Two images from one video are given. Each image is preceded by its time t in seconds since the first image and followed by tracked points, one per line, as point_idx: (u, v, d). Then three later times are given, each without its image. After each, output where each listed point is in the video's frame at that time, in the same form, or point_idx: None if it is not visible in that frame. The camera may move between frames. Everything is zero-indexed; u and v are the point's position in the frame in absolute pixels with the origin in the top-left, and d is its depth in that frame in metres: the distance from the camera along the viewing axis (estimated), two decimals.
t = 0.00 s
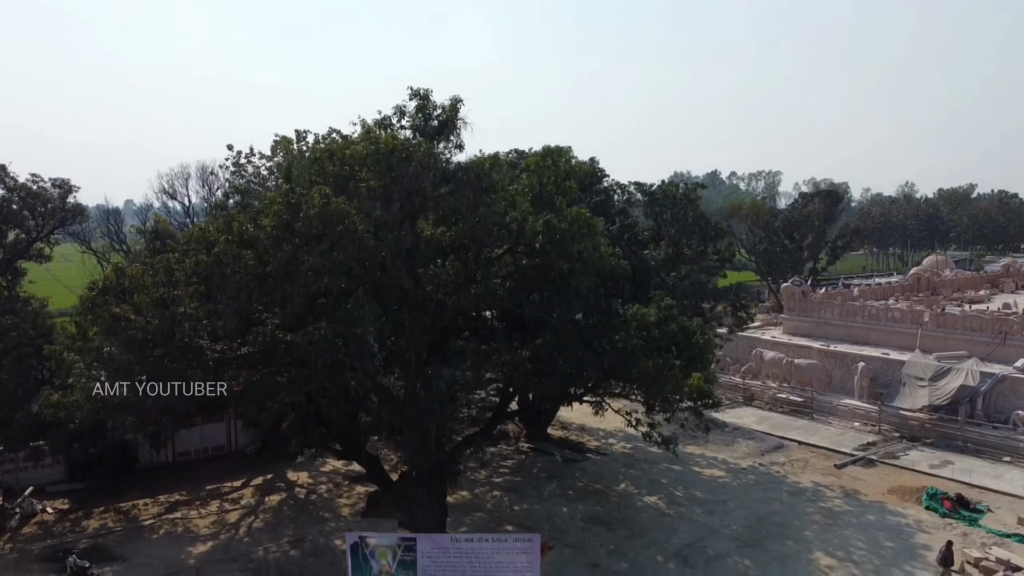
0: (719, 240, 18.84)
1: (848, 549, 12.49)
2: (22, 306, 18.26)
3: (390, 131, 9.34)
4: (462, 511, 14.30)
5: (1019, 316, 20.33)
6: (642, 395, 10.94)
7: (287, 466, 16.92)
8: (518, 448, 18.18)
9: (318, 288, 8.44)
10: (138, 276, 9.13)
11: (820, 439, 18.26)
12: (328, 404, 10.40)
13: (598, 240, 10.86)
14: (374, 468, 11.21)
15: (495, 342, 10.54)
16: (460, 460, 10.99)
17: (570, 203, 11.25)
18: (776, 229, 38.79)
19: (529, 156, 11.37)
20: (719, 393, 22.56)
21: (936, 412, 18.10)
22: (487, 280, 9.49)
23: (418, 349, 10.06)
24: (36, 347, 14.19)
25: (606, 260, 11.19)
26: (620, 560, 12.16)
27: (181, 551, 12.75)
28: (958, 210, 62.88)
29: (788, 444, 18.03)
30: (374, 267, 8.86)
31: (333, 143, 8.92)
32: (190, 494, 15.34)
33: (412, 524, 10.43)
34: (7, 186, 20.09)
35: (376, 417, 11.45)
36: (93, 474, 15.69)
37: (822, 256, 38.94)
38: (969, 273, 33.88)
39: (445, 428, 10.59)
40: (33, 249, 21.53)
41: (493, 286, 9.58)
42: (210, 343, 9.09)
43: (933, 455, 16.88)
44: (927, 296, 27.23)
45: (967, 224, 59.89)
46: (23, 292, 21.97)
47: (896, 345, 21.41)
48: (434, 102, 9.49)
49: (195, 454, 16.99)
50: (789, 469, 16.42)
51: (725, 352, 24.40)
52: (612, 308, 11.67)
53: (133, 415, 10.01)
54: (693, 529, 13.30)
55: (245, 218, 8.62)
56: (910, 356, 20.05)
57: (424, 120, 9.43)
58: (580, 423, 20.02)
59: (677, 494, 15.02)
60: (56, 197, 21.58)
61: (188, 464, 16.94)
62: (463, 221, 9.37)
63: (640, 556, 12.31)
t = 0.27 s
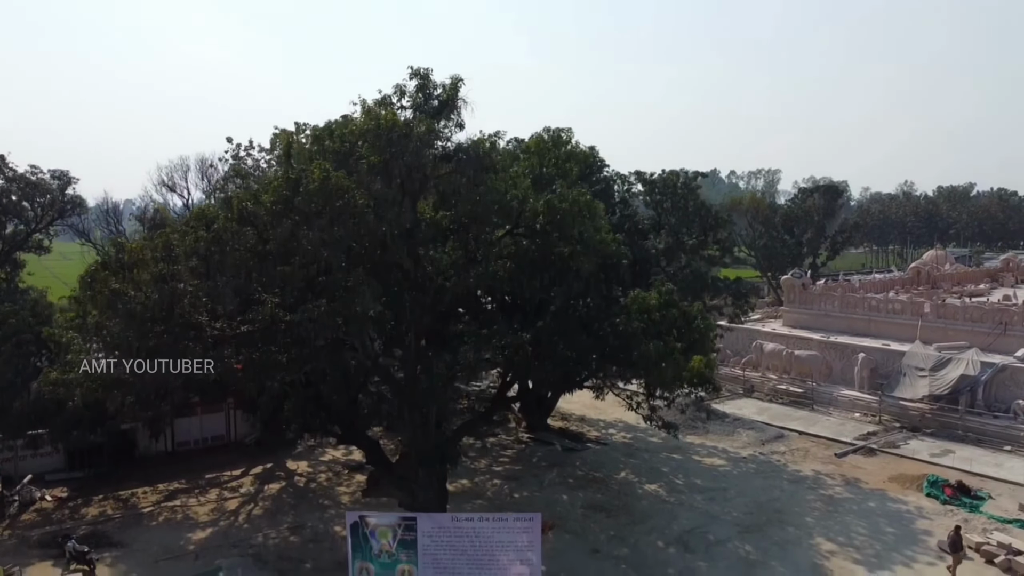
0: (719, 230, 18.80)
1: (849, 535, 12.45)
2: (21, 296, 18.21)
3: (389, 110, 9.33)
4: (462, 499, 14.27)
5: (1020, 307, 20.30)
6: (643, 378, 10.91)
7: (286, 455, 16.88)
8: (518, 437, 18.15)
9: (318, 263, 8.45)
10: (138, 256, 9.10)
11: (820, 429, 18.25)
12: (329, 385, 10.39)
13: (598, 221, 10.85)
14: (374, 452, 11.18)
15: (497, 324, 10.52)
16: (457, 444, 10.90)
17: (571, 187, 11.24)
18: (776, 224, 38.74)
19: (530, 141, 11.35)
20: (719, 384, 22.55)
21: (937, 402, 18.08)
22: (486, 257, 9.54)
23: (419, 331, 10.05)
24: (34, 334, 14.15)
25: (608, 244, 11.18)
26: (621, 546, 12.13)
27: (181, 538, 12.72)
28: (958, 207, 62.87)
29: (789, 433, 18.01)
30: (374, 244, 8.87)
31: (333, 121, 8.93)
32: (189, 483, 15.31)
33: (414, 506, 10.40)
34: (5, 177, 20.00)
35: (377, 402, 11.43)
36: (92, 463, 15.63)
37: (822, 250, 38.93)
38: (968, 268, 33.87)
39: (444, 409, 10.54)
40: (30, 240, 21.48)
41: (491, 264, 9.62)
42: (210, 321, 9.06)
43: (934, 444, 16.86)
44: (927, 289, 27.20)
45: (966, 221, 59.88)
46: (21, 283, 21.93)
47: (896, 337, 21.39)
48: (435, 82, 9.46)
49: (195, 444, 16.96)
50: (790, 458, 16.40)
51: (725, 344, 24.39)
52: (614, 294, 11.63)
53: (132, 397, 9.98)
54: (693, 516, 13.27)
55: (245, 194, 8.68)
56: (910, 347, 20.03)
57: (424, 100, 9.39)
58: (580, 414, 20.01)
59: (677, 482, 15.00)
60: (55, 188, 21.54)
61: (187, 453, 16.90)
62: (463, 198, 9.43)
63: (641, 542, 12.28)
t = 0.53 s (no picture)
0: (720, 222, 18.78)
1: (850, 524, 12.44)
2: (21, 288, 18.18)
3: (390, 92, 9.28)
4: (463, 489, 14.25)
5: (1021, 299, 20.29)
6: (644, 365, 10.90)
7: (286, 447, 16.86)
8: (518, 429, 18.13)
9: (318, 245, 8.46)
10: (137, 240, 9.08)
11: (820, 421, 18.24)
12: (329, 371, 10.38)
13: (598, 207, 10.84)
14: (374, 439, 11.16)
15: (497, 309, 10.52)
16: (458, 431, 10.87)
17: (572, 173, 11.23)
18: (776, 220, 38.74)
19: (531, 128, 11.31)
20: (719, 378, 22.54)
21: (938, 394, 18.07)
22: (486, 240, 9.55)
23: (419, 315, 10.03)
24: (34, 323, 14.11)
25: (609, 231, 11.17)
26: (621, 534, 12.11)
27: (181, 527, 12.69)
28: (957, 205, 62.87)
29: (789, 425, 18.00)
30: (373, 227, 8.88)
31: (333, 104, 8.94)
32: (189, 474, 15.28)
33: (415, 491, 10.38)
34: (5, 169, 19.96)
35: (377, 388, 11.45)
36: (91, 454, 15.59)
37: (821, 246, 38.93)
38: (968, 263, 33.85)
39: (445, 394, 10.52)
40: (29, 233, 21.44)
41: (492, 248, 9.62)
42: (209, 304, 9.06)
43: (934, 436, 16.85)
44: (927, 283, 27.19)
45: (965, 219, 59.87)
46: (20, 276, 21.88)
47: (896, 330, 21.38)
48: (435, 66, 9.42)
49: (194, 435, 16.93)
50: (790, 449, 16.39)
51: (725, 338, 24.39)
52: (615, 281, 11.61)
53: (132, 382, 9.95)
54: (694, 505, 13.25)
55: (246, 175, 8.70)
56: (911, 340, 20.01)
57: (425, 83, 9.35)
58: (580, 407, 19.99)
59: (677, 473, 14.99)
60: (55, 181, 21.52)
61: (187, 445, 16.88)
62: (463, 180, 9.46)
63: (642, 530, 12.26)
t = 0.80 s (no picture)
0: (720, 211, 18.75)
1: (852, 508, 12.41)
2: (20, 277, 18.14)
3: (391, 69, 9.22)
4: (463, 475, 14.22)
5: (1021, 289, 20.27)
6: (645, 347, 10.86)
7: (286, 435, 16.83)
8: (519, 418, 18.10)
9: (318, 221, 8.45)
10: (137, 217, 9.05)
11: (821, 410, 18.22)
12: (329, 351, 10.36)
13: (599, 187, 10.82)
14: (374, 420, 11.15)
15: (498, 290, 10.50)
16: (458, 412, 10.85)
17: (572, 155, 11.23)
18: (775, 215, 38.71)
19: (531, 109, 11.30)
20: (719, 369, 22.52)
21: (938, 383, 18.04)
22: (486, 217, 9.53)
23: (419, 295, 10.01)
24: (33, 309, 14.08)
25: (610, 213, 11.15)
26: (622, 518, 12.08)
27: (180, 511, 12.66)
28: (957, 202, 62.84)
29: (789, 415, 17.98)
30: (373, 204, 8.85)
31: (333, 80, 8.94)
32: (188, 461, 15.25)
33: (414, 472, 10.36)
34: (4, 158, 19.92)
35: (377, 372, 11.44)
36: (90, 442, 15.54)
37: (821, 241, 38.91)
38: (968, 258, 33.82)
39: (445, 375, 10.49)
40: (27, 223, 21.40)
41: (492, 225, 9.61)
42: (209, 280, 9.04)
43: (934, 424, 16.83)
44: (928, 276, 27.16)
45: (965, 215, 59.84)
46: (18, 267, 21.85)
47: (897, 320, 21.36)
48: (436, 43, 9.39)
49: (193, 424, 16.90)
50: (791, 437, 16.37)
51: (725, 330, 24.37)
52: (617, 265, 11.58)
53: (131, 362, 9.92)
54: (694, 490, 13.23)
55: (245, 150, 8.70)
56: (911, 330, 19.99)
57: (425, 60, 9.33)
58: (580, 397, 19.97)
59: (677, 460, 14.96)
60: (54, 171, 21.50)
61: (186, 433, 16.84)
62: (463, 158, 9.46)
63: (643, 514, 12.23)
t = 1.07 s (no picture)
0: (720, 201, 18.73)
1: (853, 494, 12.39)
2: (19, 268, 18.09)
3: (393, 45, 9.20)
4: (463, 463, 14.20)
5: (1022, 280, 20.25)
6: (646, 331, 10.83)
7: (285, 425, 16.79)
8: (519, 408, 18.08)
9: (319, 199, 8.44)
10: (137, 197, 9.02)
11: (821, 401, 18.20)
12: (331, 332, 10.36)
13: (600, 170, 10.81)
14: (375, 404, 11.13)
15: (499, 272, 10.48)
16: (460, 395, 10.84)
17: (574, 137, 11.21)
18: (775, 210, 38.68)
19: (532, 91, 11.28)
20: (720, 361, 22.52)
21: (939, 373, 18.01)
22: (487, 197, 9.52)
23: (420, 276, 9.99)
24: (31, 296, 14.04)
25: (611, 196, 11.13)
26: (623, 504, 12.06)
27: (180, 498, 12.62)
28: (956, 199, 62.83)
29: (790, 405, 17.96)
30: (374, 183, 8.85)
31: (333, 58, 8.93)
32: (188, 450, 15.21)
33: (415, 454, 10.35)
34: (3, 148, 19.88)
35: (378, 357, 11.44)
36: (90, 431, 15.49)
37: (821, 236, 38.90)
38: (968, 252, 33.81)
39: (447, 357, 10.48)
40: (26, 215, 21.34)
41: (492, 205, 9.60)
42: (210, 259, 9.01)
43: (935, 414, 16.81)
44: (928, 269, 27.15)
45: (965, 212, 59.83)
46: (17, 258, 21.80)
47: (898, 312, 21.34)
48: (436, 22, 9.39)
49: (193, 413, 16.88)
50: (792, 426, 16.35)
51: (725, 322, 24.36)
52: (618, 249, 11.56)
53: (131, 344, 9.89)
54: (695, 477, 13.21)
55: (246, 128, 8.70)
56: (912, 321, 19.96)
57: (426, 39, 9.32)
58: (580, 388, 19.96)
59: (678, 448, 14.94)
60: (54, 163, 21.44)
61: (186, 423, 16.81)
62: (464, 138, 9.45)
63: (643, 500, 12.21)
